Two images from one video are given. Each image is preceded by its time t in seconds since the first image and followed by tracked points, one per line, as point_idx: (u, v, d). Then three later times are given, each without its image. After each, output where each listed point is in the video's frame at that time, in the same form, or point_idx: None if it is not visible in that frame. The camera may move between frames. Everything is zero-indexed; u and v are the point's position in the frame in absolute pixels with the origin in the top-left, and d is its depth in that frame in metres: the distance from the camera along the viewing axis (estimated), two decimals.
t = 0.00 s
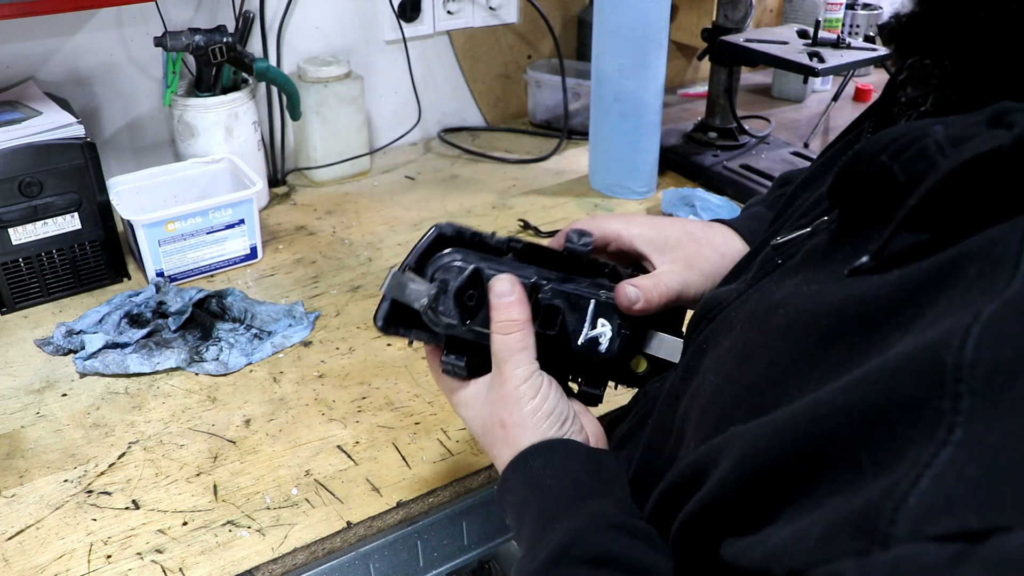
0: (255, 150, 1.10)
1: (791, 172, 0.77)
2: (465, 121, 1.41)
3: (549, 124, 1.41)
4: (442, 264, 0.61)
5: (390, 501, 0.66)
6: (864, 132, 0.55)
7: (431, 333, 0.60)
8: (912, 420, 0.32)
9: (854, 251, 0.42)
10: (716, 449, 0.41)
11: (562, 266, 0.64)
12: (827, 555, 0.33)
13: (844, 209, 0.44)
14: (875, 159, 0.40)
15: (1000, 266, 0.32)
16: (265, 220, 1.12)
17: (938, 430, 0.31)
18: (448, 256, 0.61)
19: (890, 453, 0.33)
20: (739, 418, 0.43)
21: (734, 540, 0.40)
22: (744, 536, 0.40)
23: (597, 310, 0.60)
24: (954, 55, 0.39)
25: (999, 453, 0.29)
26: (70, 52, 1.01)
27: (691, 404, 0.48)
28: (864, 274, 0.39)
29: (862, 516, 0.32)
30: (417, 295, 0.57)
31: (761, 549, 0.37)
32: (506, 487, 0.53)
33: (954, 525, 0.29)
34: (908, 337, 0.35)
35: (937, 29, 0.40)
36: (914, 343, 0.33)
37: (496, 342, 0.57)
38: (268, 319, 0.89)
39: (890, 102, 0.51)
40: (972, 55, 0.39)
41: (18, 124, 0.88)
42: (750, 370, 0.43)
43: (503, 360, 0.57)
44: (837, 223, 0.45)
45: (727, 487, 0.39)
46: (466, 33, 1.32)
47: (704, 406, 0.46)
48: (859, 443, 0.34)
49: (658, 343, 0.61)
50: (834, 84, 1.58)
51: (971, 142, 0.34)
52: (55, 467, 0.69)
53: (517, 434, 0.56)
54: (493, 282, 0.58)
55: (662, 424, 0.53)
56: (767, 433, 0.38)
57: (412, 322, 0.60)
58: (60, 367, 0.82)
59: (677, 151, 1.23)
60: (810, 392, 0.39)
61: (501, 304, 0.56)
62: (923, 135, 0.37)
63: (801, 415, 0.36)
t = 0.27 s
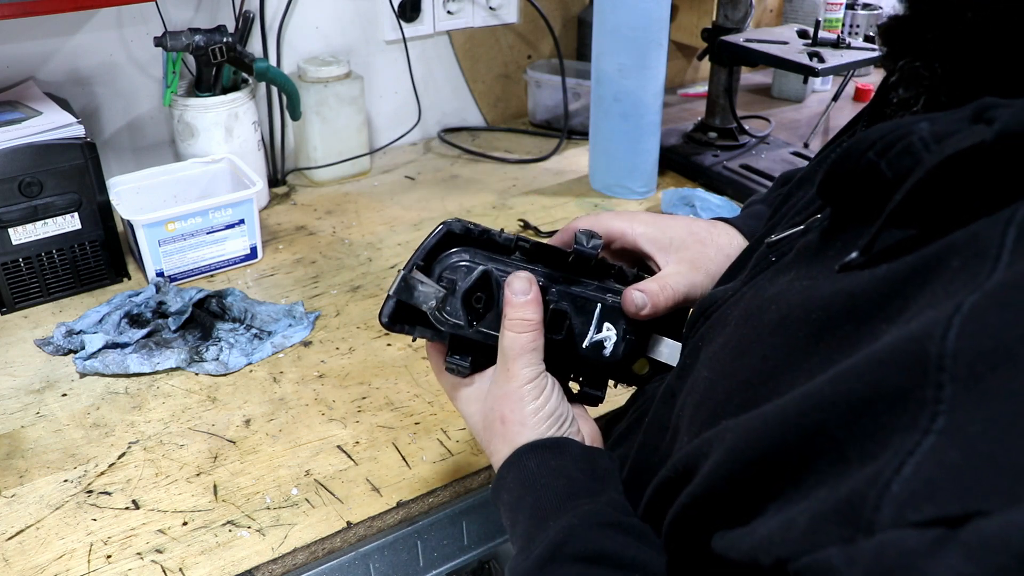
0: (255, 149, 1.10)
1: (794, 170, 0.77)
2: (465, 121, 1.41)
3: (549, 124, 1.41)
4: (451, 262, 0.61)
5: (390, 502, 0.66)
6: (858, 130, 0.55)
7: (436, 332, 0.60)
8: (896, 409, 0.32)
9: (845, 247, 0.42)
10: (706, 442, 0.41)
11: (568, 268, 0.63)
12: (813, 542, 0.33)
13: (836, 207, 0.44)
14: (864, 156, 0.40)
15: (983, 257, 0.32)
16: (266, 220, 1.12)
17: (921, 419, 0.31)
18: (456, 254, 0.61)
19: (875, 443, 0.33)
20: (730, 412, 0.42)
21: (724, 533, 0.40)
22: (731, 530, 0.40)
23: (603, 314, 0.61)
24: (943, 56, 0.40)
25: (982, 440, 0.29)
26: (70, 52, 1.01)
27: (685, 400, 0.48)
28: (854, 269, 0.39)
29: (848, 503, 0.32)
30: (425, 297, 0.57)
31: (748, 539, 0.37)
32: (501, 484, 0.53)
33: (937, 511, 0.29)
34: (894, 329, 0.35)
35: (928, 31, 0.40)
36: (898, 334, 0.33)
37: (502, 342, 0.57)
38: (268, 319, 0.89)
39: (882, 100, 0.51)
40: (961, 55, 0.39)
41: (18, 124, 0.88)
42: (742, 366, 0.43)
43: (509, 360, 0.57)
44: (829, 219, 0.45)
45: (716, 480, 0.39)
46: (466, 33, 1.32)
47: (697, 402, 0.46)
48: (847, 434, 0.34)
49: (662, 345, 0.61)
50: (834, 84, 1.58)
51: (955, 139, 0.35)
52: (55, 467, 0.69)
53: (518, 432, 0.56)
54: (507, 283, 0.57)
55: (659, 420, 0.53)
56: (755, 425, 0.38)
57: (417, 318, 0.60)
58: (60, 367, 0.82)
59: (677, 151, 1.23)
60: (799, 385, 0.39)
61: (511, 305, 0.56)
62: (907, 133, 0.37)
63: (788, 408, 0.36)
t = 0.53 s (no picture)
0: (255, 150, 1.10)
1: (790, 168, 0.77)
2: (465, 121, 1.41)
3: (549, 124, 1.41)
4: (447, 269, 0.60)
5: (390, 501, 0.66)
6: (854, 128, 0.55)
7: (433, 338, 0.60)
8: (890, 398, 0.32)
9: (841, 242, 0.43)
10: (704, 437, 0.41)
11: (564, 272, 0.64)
12: (807, 531, 0.33)
13: (831, 204, 0.44)
14: (858, 151, 0.40)
15: (974, 249, 0.32)
16: (265, 220, 1.12)
17: (913, 407, 0.31)
18: (453, 261, 0.61)
19: (870, 432, 0.33)
20: (727, 407, 0.43)
21: (721, 526, 0.40)
22: (728, 523, 0.39)
23: (599, 314, 0.60)
24: (939, 55, 0.40)
25: (972, 423, 0.29)
26: (70, 52, 1.01)
27: (683, 396, 0.48)
28: (849, 264, 0.39)
29: (841, 491, 0.32)
30: (421, 301, 0.57)
31: (745, 531, 0.37)
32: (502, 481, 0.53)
33: (927, 496, 0.29)
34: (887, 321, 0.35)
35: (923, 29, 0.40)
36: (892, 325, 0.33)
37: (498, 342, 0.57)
38: (268, 319, 0.89)
39: (877, 99, 0.51)
40: (957, 53, 0.39)
41: (18, 124, 0.88)
42: (739, 361, 0.43)
43: (504, 360, 0.56)
44: (826, 217, 0.45)
45: (713, 474, 0.39)
46: (466, 33, 1.32)
47: (695, 397, 0.46)
48: (842, 425, 0.34)
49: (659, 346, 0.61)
50: (834, 84, 1.58)
51: (946, 132, 0.35)
52: (56, 467, 0.69)
53: (517, 431, 0.56)
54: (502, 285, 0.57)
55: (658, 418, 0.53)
56: (752, 418, 0.38)
57: (415, 326, 0.60)
58: (60, 367, 0.82)
59: (677, 151, 1.23)
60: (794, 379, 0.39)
61: (506, 306, 0.56)
62: (900, 128, 0.37)
63: (784, 400, 0.36)
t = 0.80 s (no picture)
0: (255, 149, 1.10)
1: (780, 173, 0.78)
2: (465, 121, 1.41)
3: (549, 124, 1.41)
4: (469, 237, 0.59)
5: (390, 501, 0.66)
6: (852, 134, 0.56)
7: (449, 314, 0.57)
8: (891, 404, 0.33)
9: (842, 243, 0.43)
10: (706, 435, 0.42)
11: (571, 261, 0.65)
12: (810, 536, 0.33)
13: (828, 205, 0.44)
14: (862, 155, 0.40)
15: (974, 251, 0.33)
16: (265, 220, 1.12)
17: (916, 413, 0.31)
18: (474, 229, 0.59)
19: (870, 437, 0.33)
20: (727, 404, 0.43)
21: (723, 530, 0.40)
22: (731, 526, 0.39)
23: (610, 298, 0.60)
24: (939, 57, 0.40)
25: (973, 431, 0.30)
26: (69, 52, 1.01)
27: (683, 393, 0.49)
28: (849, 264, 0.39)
29: (844, 498, 0.32)
30: (447, 259, 0.54)
31: (748, 537, 0.37)
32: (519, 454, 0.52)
33: (929, 502, 0.30)
34: (887, 322, 0.35)
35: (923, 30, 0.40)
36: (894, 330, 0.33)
37: (520, 299, 0.55)
38: (268, 319, 0.89)
39: (879, 100, 0.51)
40: (953, 55, 0.39)
41: (18, 124, 0.88)
42: (738, 359, 0.43)
43: (527, 315, 0.55)
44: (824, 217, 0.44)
45: (713, 473, 0.39)
46: (466, 33, 1.32)
47: (695, 394, 0.46)
48: (843, 428, 0.34)
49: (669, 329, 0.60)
50: (834, 84, 1.58)
51: (950, 138, 0.35)
52: (56, 467, 0.69)
53: (542, 387, 0.54)
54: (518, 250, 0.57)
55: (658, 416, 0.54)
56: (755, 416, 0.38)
57: (428, 303, 0.57)
58: (60, 367, 0.82)
59: (677, 151, 1.23)
60: (792, 377, 0.39)
61: (525, 265, 0.56)
62: (905, 133, 0.37)
63: (786, 405, 0.36)
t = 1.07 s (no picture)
0: (255, 149, 1.10)
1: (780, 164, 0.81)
2: (465, 121, 1.41)
3: (549, 124, 1.41)
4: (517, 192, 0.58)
5: (390, 501, 0.66)
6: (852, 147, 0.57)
7: (490, 250, 0.55)
8: (900, 420, 0.33)
9: (847, 250, 0.43)
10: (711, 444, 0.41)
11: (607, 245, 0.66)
12: (821, 554, 0.33)
13: (833, 209, 0.45)
14: (871, 162, 0.41)
15: (986, 261, 0.32)
16: (265, 220, 1.12)
17: (926, 430, 0.31)
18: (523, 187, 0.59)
19: (879, 453, 0.33)
20: (730, 410, 0.43)
21: (733, 540, 0.40)
22: (742, 537, 0.39)
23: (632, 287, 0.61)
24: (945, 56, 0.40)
25: (986, 449, 0.29)
26: (69, 52, 1.01)
27: (683, 394, 0.49)
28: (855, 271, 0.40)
29: (854, 516, 0.32)
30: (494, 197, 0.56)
31: (757, 550, 0.37)
32: (557, 424, 0.50)
33: (944, 523, 0.29)
34: (894, 332, 0.35)
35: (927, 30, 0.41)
36: (903, 344, 0.34)
37: (580, 259, 0.55)
38: (268, 319, 0.89)
39: (884, 112, 0.52)
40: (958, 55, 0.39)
41: (18, 124, 0.88)
42: (743, 365, 0.43)
43: (584, 274, 0.55)
44: (830, 223, 0.45)
45: (720, 483, 0.39)
46: (466, 33, 1.32)
47: (697, 396, 0.47)
48: (852, 440, 0.34)
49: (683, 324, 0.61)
50: (834, 84, 1.58)
51: (958, 148, 0.35)
52: (55, 467, 0.69)
53: (595, 350, 0.53)
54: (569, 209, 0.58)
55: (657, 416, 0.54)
56: (765, 428, 0.38)
57: (470, 238, 0.56)
58: (60, 367, 0.82)
59: (677, 151, 1.23)
60: (795, 382, 0.39)
61: (582, 225, 0.56)
62: (915, 141, 0.38)
63: (795, 417, 0.36)
